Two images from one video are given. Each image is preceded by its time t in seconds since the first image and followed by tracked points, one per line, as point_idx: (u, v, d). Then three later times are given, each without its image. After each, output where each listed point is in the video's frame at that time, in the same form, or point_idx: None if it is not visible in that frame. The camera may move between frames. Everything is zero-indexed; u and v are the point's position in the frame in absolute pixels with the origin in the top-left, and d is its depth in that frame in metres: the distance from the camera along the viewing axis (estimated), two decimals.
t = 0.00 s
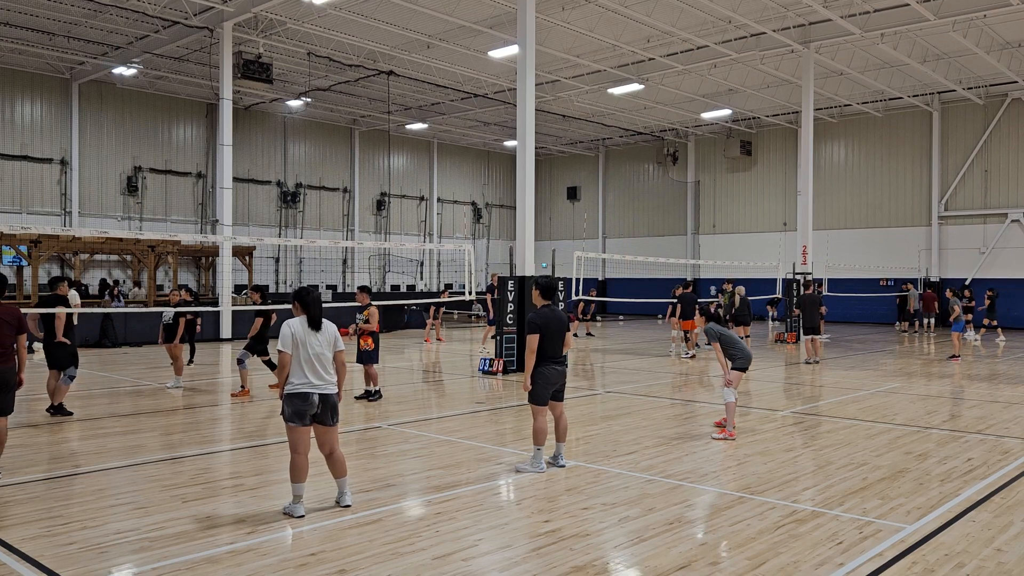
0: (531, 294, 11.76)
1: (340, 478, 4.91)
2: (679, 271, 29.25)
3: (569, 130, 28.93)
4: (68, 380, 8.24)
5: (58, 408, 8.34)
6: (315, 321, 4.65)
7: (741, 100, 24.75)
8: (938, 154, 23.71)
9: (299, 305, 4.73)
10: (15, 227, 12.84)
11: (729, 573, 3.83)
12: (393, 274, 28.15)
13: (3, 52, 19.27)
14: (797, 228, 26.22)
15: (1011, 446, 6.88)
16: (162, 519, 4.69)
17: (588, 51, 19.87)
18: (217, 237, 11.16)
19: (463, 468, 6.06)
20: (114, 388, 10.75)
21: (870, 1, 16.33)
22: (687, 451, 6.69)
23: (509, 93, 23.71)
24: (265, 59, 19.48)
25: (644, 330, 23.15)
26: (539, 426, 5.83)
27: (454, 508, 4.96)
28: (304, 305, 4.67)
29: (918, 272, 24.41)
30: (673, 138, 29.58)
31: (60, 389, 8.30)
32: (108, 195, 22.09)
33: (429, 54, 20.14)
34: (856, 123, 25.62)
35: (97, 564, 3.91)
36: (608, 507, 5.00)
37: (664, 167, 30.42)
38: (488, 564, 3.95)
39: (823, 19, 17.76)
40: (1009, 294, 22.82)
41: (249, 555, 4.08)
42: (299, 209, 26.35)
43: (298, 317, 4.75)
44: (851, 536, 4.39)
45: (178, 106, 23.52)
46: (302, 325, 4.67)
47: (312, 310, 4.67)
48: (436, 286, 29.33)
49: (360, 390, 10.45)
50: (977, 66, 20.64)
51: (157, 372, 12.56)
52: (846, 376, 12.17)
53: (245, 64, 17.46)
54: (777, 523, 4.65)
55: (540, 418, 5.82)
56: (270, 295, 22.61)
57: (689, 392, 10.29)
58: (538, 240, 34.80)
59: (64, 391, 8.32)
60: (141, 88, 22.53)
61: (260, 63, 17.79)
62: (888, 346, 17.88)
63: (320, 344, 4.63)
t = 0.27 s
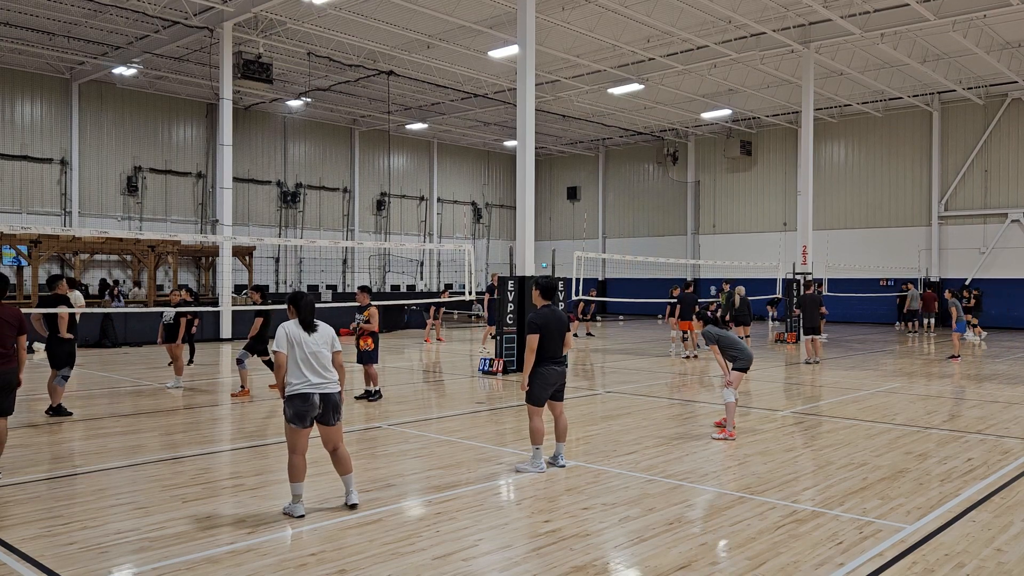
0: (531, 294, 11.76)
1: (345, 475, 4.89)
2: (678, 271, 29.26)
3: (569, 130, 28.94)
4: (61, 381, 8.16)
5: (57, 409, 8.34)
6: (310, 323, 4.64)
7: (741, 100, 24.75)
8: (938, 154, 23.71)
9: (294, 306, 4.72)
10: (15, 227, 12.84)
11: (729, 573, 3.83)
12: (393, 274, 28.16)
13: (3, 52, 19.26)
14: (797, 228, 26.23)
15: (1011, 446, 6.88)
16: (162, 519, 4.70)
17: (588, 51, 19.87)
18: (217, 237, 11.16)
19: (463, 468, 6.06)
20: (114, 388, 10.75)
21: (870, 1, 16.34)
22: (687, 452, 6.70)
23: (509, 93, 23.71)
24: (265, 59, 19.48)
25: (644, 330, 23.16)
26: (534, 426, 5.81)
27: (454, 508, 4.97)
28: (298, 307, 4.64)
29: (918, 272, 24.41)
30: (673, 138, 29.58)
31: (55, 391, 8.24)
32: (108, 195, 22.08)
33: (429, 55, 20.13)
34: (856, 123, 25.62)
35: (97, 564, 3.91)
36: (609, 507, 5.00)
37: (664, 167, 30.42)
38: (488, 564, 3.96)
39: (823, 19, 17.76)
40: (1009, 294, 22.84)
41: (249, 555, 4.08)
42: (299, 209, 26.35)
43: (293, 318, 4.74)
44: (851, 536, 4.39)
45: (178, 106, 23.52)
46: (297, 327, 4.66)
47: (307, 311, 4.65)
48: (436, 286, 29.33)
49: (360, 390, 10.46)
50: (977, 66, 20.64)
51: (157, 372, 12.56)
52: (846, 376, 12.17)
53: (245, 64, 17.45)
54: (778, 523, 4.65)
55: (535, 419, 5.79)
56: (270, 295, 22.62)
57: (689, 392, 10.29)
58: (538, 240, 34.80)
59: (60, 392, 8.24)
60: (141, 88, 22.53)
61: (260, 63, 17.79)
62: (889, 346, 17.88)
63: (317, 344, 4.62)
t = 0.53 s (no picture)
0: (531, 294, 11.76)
1: (364, 480, 4.78)
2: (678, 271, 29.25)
3: (569, 130, 28.94)
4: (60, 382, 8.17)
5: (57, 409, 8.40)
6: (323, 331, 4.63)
7: (741, 100, 24.75)
8: (938, 154, 23.72)
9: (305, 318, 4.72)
10: (15, 227, 12.85)
11: (729, 573, 3.83)
12: (393, 274, 28.17)
13: (3, 52, 19.27)
14: (797, 228, 26.23)
15: (1011, 446, 6.88)
16: (162, 519, 4.70)
17: (588, 51, 19.87)
18: (217, 237, 11.16)
19: (463, 468, 6.06)
20: (114, 388, 10.75)
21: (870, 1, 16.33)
22: (686, 452, 6.70)
23: (509, 93, 23.71)
24: (265, 59, 19.47)
25: (645, 330, 23.17)
26: (522, 422, 5.92)
27: (454, 508, 4.97)
28: (308, 318, 4.65)
29: (918, 273, 24.42)
30: (673, 138, 29.58)
31: (51, 392, 8.22)
32: (108, 195, 22.08)
33: (429, 55, 20.13)
34: (856, 123, 25.62)
35: (97, 564, 3.91)
36: (609, 507, 5.00)
37: (664, 167, 30.41)
38: (488, 564, 3.96)
39: (823, 19, 17.76)
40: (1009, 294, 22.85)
41: (249, 555, 4.09)
42: (299, 209, 26.36)
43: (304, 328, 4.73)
44: (851, 536, 4.39)
45: (178, 106, 23.52)
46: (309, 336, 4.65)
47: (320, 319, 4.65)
48: (436, 286, 29.33)
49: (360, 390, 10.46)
50: (977, 66, 20.65)
51: (158, 372, 12.57)
52: (846, 376, 12.17)
53: (245, 64, 17.45)
54: (778, 523, 4.65)
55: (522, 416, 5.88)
56: (270, 295, 22.62)
57: (689, 392, 10.30)
58: (538, 240, 34.80)
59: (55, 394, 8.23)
60: (141, 88, 22.53)
61: (260, 63, 17.79)
62: (888, 346, 17.89)
63: (332, 350, 4.61)
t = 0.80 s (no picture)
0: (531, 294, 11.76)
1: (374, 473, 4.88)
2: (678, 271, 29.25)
3: (569, 130, 28.94)
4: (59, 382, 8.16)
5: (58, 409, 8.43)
6: (326, 350, 4.64)
7: (741, 100, 24.74)
8: (938, 154, 23.71)
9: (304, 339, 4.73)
10: (15, 227, 12.85)
11: (728, 573, 3.83)
12: (393, 274, 28.17)
13: (3, 52, 19.26)
14: (797, 228, 26.23)
15: (1011, 447, 6.88)
16: (162, 519, 4.70)
17: (588, 51, 19.86)
18: (217, 237, 11.15)
19: (463, 468, 6.06)
20: (114, 388, 10.75)
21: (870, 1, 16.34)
22: (686, 452, 6.70)
23: (509, 93, 23.71)
24: (265, 59, 19.47)
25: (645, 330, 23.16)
26: (517, 429, 5.72)
27: (454, 508, 4.97)
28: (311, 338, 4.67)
29: (918, 273, 24.41)
30: (673, 138, 29.58)
31: (51, 391, 8.22)
32: (108, 195, 22.08)
33: (429, 55, 20.12)
34: (856, 123, 25.61)
35: (97, 565, 3.91)
36: (609, 507, 5.00)
37: (664, 167, 30.41)
38: (488, 564, 3.96)
39: (823, 19, 17.76)
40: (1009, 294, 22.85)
41: (249, 554, 4.08)
42: (299, 209, 26.36)
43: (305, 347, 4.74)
44: (851, 536, 4.39)
45: (178, 106, 23.52)
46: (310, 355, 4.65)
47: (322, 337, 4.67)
48: (436, 286, 29.32)
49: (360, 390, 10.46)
50: (977, 66, 20.65)
51: (157, 372, 12.57)
52: (846, 376, 12.17)
53: (245, 64, 17.45)
54: (777, 523, 4.65)
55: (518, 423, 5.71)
56: (270, 295, 22.62)
57: (689, 392, 10.30)
58: (538, 240, 34.80)
59: (54, 394, 8.22)
60: (141, 88, 22.53)
61: (260, 63, 17.79)
62: (888, 346, 17.88)
63: (336, 368, 4.62)
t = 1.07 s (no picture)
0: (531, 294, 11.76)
1: (389, 477, 4.88)
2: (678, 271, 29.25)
3: (569, 130, 28.93)
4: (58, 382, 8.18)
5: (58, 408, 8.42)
6: (327, 374, 4.60)
7: (741, 100, 24.74)
8: (938, 154, 23.72)
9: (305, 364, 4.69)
10: (15, 227, 12.86)
11: (729, 573, 3.83)
12: (393, 274, 28.16)
13: (3, 52, 19.26)
14: (797, 228, 26.24)
15: (1011, 446, 6.88)
16: (163, 519, 4.70)
17: (588, 51, 19.86)
18: (217, 237, 11.15)
19: (463, 468, 6.06)
20: (114, 388, 10.75)
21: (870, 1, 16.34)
22: (686, 452, 6.70)
23: (509, 93, 23.71)
24: (265, 59, 19.47)
25: (645, 330, 23.17)
26: (512, 430, 5.72)
27: (454, 508, 4.97)
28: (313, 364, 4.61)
29: (918, 273, 24.41)
30: (673, 138, 29.58)
31: (51, 391, 8.22)
32: (108, 195, 22.09)
33: (429, 54, 20.11)
34: (856, 123, 25.62)
35: (98, 564, 3.91)
36: (609, 507, 5.00)
37: (664, 167, 30.41)
38: (488, 564, 3.96)
39: (823, 19, 17.76)
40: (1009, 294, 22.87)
41: (249, 555, 4.08)
42: (299, 209, 26.35)
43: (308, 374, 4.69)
44: (851, 536, 4.39)
45: (178, 106, 23.52)
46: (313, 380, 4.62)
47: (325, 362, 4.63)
48: (436, 286, 29.32)
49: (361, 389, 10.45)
50: (977, 66, 20.65)
51: (157, 372, 12.56)
52: (846, 376, 12.17)
53: (245, 64, 17.46)
54: (778, 523, 4.65)
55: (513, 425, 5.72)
56: (270, 295, 22.62)
57: (689, 392, 10.30)
58: (538, 240, 34.79)
59: (54, 394, 8.22)
60: (141, 88, 22.53)
61: (260, 63, 17.79)
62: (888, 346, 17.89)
63: (341, 391, 4.61)
